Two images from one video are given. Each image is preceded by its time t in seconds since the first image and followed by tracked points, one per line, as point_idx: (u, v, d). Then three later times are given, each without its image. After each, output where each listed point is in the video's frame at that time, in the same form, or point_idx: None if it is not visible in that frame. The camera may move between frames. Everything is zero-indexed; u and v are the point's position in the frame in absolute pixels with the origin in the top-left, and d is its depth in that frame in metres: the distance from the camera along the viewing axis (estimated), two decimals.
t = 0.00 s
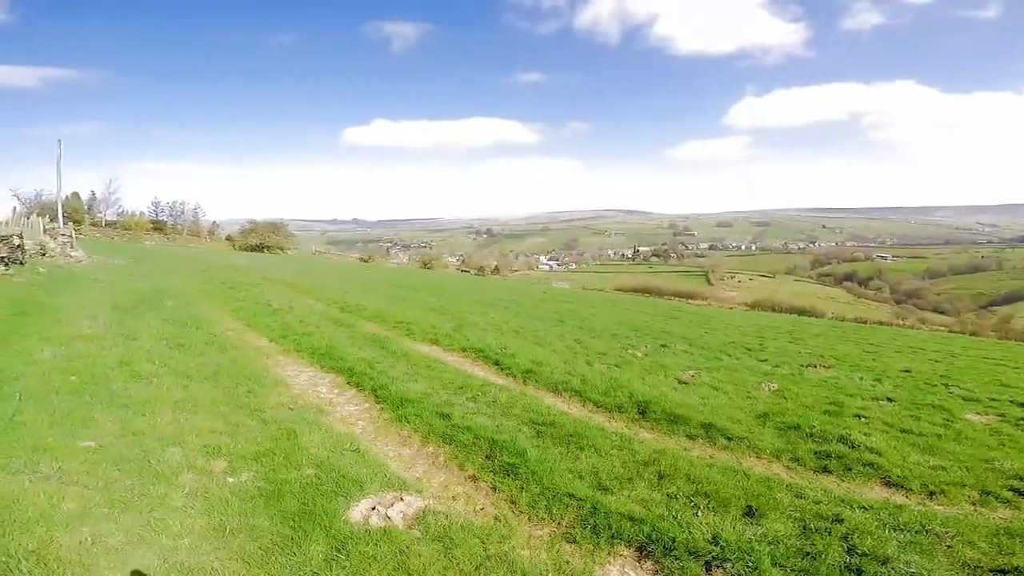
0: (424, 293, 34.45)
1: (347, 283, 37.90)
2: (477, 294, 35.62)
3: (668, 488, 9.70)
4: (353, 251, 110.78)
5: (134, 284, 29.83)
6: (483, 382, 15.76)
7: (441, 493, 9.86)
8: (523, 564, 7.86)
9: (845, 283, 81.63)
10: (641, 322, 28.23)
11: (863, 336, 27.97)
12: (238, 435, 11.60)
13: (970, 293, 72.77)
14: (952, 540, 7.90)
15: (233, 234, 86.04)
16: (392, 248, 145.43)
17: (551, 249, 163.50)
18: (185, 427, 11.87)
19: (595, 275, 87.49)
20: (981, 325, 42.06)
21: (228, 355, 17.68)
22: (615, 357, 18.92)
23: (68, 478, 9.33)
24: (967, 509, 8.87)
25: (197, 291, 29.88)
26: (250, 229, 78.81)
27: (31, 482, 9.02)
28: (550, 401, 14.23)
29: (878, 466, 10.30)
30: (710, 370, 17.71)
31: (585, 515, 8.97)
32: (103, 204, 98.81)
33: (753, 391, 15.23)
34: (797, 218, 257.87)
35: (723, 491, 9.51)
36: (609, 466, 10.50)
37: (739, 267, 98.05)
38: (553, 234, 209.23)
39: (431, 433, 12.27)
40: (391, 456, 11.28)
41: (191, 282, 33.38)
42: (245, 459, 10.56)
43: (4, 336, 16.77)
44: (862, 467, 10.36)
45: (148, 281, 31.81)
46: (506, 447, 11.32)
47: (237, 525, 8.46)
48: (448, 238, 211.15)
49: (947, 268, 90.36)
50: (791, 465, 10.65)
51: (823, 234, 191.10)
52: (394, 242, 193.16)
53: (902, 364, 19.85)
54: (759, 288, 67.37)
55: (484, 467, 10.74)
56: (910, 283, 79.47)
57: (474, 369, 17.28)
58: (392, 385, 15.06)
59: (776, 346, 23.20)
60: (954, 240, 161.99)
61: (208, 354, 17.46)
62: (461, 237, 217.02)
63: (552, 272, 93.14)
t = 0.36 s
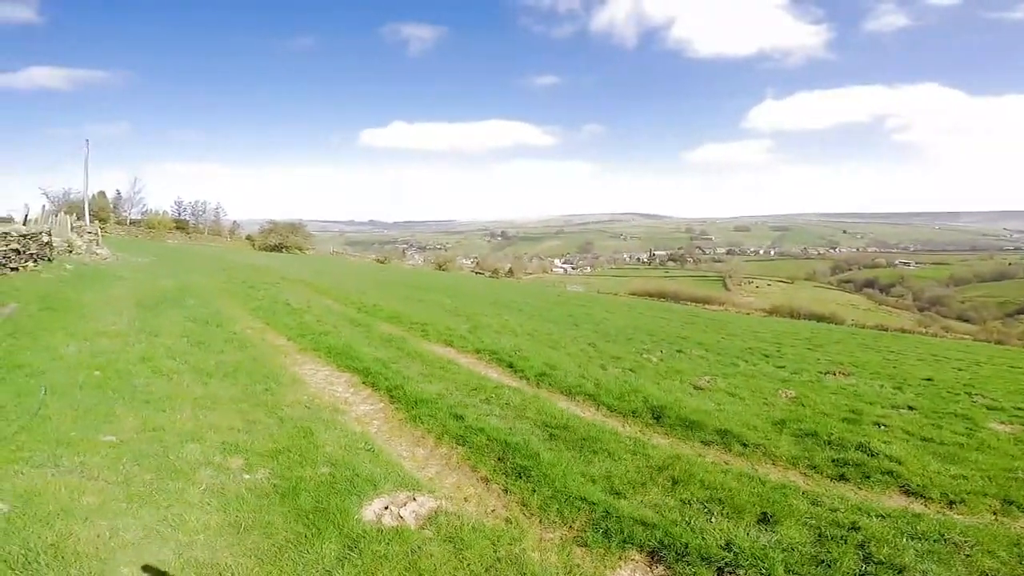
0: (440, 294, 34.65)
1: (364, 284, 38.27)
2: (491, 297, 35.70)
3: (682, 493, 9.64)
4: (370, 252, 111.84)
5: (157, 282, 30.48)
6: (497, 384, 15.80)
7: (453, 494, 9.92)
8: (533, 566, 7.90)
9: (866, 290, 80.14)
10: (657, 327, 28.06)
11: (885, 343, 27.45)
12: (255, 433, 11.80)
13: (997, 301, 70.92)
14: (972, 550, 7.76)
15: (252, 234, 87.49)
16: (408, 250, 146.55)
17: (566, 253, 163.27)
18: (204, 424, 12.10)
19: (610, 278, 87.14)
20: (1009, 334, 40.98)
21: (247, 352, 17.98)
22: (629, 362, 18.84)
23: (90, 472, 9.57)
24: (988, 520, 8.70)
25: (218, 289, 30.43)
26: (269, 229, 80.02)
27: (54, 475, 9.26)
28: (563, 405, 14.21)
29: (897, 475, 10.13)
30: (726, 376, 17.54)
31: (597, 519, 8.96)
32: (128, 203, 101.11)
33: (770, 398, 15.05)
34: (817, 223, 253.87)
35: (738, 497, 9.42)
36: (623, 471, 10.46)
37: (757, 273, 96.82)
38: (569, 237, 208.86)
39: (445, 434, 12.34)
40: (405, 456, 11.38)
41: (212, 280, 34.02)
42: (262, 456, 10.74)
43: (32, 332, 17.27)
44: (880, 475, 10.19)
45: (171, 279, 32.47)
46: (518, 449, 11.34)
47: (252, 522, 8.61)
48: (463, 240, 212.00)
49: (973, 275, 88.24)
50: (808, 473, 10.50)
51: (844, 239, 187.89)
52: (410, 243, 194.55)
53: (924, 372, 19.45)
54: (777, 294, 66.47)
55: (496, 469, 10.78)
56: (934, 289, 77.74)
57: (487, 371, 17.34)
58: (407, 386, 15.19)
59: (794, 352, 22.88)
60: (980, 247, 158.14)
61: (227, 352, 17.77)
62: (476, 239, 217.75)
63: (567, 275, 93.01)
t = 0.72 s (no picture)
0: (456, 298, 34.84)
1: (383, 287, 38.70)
2: (508, 301, 35.80)
3: (698, 500, 9.58)
4: (387, 255, 113.01)
5: (181, 282, 31.18)
6: (512, 388, 15.86)
7: (467, 497, 9.99)
8: (545, 570, 7.92)
9: (889, 298, 78.49)
10: (673, 334, 27.85)
11: (908, 352, 26.90)
12: (275, 432, 12.01)
13: None
14: (994, 562, 7.64)
15: (273, 236, 88.98)
16: (425, 254, 147.77)
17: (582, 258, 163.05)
18: (225, 422, 12.36)
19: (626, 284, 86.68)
20: None
21: (267, 353, 18.31)
22: (645, 368, 18.75)
23: (114, 467, 9.82)
24: (1014, 532, 8.52)
25: (239, 290, 31.01)
26: (290, 231, 81.29)
27: (80, 470, 9.49)
28: (579, 410, 14.21)
29: (919, 484, 9.95)
30: (744, 384, 17.35)
31: (611, 524, 8.96)
32: (154, 205, 103.50)
33: (789, 406, 14.86)
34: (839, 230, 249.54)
35: (754, 505, 9.33)
36: (638, 477, 10.44)
37: (777, 279, 95.46)
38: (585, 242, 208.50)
39: (460, 437, 12.43)
40: (420, 458, 11.49)
41: (234, 281, 34.68)
42: (281, 455, 10.94)
43: (62, 329, 17.76)
44: (901, 484, 10.03)
45: (195, 280, 33.18)
46: (533, 454, 11.38)
47: (270, 520, 8.77)
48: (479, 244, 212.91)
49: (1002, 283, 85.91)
50: (827, 482, 10.35)
51: (867, 246, 184.37)
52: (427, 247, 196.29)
53: (949, 382, 19.01)
54: (797, 301, 65.49)
55: (510, 472, 10.83)
56: (962, 297, 75.82)
57: (503, 375, 17.41)
58: (423, 388, 15.33)
59: (815, 360, 22.53)
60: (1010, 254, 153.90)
61: (248, 352, 18.12)
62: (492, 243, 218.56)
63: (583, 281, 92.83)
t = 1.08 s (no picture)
0: (476, 302, 35.04)
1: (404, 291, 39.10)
2: (528, 305, 35.87)
3: (720, 507, 9.49)
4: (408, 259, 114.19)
5: (209, 286, 32.00)
6: (532, 392, 15.92)
7: (487, 499, 10.06)
8: (564, 574, 7.95)
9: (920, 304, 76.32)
10: (695, 338, 27.56)
11: (940, 359, 26.15)
12: (301, 433, 12.28)
13: None
14: None
15: (297, 241, 90.66)
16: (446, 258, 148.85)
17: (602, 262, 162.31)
18: (253, 422, 12.67)
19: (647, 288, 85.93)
20: None
21: (292, 355, 18.69)
22: (667, 373, 18.62)
23: (148, 465, 10.14)
24: None
25: (265, 294, 31.68)
26: (313, 236, 82.73)
27: (115, 469, 9.76)
28: (599, 415, 14.19)
29: (949, 493, 9.71)
30: (768, 390, 17.10)
31: (630, 529, 8.94)
32: (183, 210, 106.44)
33: (814, 413, 14.61)
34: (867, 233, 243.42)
35: (777, 512, 9.22)
36: (658, 482, 10.39)
37: (802, 284, 93.62)
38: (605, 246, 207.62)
39: (480, 440, 12.52)
40: (441, 460, 11.61)
41: (260, 284, 35.46)
42: (306, 456, 11.17)
43: (98, 331, 18.37)
44: (931, 492, 9.80)
45: (222, 283, 34.03)
46: (553, 457, 11.41)
47: (296, 519, 8.98)
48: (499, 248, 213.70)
49: None
50: (853, 489, 10.17)
51: (897, 249, 179.74)
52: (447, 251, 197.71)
53: (984, 389, 18.44)
54: (822, 306, 64.25)
55: (530, 475, 10.88)
56: (997, 303, 73.29)
57: (523, 379, 17.47)
58: (444, 391, 15.47)
59: (842, 367, 22.06)
60: None
61: (274, 354, 18.53)
62: (512, 246, 219.04)
63: (603, 285, 92.38)
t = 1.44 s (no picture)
0: (500, 305, 35.25)
1: (429, 293, 39.58)
2: (550, 309, 35.93)
3: (745, 512, 9.40)
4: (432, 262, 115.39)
5: (240, 286, 32.96)
6: (555, 395, 15.98)
7: (509, 501, 10.17)
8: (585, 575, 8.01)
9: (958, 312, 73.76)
10: (720, 344, 27.23)
11: (978, 367, 25.27)
12: (328, 432, 12.59)
13: None
14: None
15: (323, 243, 92.56)
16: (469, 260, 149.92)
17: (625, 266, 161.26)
18: (282, 421, 13.04)
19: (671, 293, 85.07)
20: None
21: (320, 354, 19.14)
22: (692, 378, 18.46)
23: (181, 462, 10.52)
24: None
25: (294, 295, 32.47)
26: (339, 238, 84.34)
27: (151, 465, 10.14)
28: (623, 419, 14.17)
29: (984, 502, 9.46)
30: (796, 397, 16.81)
31: (653, 532, 8.94)
32: (215, 212, 109.67)
33: (844, 420, 14.31)
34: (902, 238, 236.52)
35: (804, 518, 9.10)
36: (682, 487, 10.35)
37: (833, 290, 91.38)
38: (629, 249, 206.18)
39: (502, 442, 12.65)
40: (464, 461, 11.77)
41: (289, 285, 36.37)
42: (333, 454, 11.47)
43: (134, 331, 19.07)
44: (966, 501, 9.56)
45: (252, 284, 34.96)
46: (575, 460, 11.46)
47: (323, 516, 9.23)
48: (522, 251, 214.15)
49: None
50: (883, 497, 9.96)
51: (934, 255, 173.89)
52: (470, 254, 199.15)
53: None
54: (853, 313, 62.63)
55: (551, 478, 10.95)
56: None
57: (546, 382, 17.54)
58: (468, 393, 15.66)
59: (873, 374, 21.53)
60: None
61: (302, 353, 19.01)
62: (535, 250, 219.20)
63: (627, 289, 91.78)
